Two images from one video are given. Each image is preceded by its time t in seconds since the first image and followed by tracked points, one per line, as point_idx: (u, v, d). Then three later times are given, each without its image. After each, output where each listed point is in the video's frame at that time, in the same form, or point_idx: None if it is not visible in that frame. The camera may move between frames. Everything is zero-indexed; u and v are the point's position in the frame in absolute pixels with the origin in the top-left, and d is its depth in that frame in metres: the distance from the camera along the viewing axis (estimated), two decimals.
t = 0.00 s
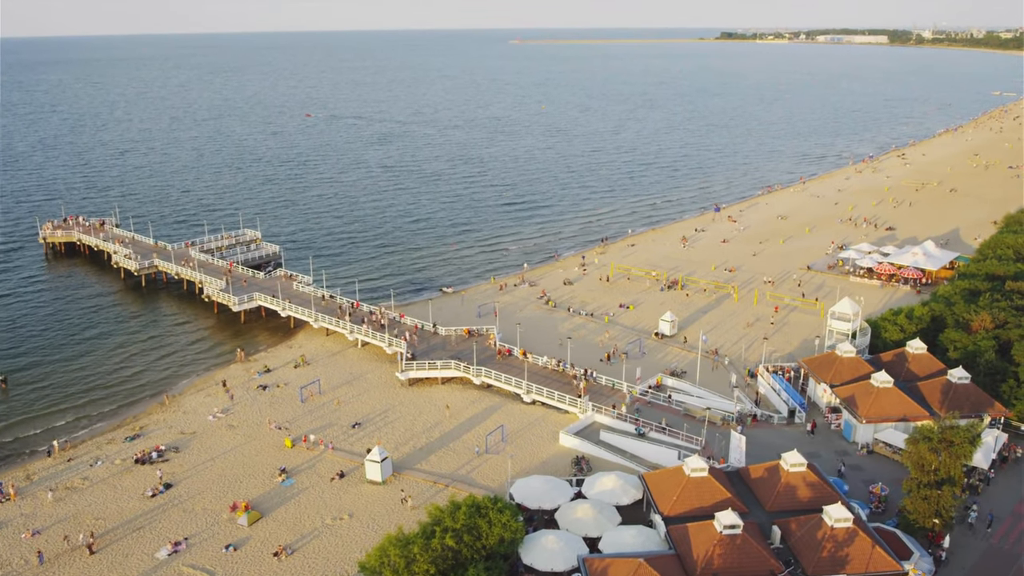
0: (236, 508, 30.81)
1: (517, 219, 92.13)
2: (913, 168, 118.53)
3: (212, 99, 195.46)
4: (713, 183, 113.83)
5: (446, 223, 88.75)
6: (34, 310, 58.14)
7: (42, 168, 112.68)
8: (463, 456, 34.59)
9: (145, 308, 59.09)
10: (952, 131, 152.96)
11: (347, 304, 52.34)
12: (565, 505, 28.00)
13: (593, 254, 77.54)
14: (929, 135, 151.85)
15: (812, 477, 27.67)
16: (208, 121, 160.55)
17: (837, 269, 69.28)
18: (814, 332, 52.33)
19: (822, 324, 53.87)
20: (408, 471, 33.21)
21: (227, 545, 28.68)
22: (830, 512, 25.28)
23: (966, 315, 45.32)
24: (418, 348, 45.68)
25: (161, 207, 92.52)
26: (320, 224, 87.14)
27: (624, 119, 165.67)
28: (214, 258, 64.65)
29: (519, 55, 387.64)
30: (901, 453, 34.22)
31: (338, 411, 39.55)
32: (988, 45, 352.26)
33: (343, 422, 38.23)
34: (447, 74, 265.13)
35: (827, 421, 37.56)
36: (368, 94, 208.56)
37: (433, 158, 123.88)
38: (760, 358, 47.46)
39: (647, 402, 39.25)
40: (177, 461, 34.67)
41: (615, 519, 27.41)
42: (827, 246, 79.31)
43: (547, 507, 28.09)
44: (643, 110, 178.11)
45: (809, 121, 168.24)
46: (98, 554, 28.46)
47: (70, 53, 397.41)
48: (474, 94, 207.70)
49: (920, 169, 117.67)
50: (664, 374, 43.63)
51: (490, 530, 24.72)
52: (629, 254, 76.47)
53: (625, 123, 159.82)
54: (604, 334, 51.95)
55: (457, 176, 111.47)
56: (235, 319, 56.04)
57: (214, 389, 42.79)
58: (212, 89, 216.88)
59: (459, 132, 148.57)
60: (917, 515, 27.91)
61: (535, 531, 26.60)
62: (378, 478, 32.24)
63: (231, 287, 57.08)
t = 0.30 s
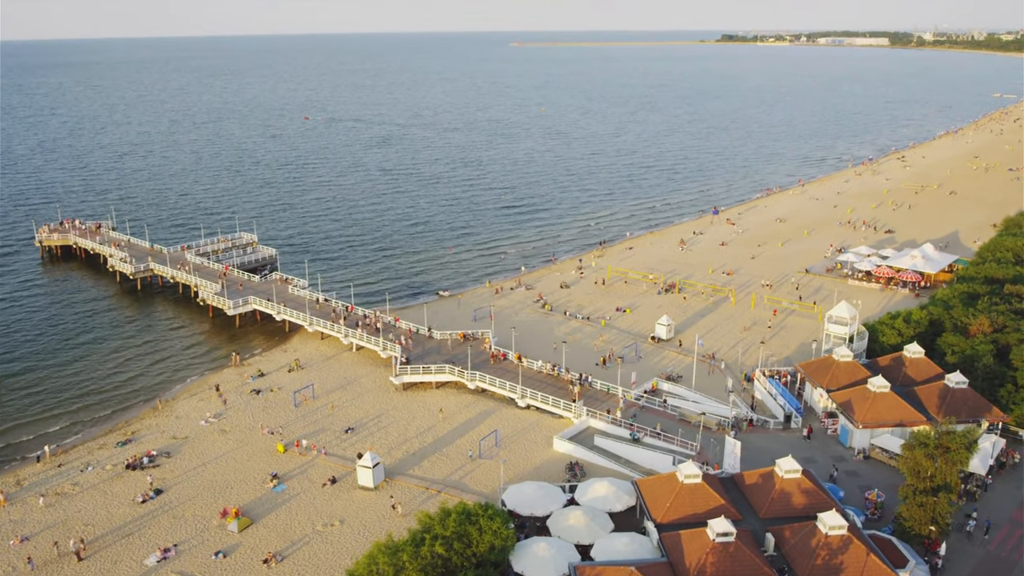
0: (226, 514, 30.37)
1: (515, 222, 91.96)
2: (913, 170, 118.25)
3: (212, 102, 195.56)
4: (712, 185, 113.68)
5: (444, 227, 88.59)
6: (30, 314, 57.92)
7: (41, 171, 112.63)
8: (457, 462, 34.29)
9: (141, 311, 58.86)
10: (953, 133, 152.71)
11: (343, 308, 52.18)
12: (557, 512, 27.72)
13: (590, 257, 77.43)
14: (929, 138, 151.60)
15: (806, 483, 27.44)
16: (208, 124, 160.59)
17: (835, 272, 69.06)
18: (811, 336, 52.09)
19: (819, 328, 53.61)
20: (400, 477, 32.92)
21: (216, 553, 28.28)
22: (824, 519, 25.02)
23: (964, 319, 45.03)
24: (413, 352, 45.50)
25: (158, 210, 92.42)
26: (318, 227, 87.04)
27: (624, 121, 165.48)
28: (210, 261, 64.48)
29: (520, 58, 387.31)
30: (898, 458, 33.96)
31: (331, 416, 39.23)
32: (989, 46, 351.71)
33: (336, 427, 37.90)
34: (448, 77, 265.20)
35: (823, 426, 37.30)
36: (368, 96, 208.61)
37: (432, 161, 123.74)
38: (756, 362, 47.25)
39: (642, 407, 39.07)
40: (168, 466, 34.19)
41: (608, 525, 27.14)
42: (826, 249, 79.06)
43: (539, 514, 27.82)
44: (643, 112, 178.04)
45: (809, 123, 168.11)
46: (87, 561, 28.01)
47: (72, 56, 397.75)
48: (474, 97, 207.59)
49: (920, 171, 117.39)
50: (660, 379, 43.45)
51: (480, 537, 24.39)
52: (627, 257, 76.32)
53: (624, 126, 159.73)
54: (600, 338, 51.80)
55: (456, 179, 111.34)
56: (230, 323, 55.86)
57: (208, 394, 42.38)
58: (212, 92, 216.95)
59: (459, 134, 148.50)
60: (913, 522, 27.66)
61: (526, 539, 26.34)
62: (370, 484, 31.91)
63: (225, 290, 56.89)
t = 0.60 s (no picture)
0: (218, 520, 29.58)
1: (515, 226, 91.82)
2: (915, 174, 117.90)
3: (214, 105, 195.75)
4: (713, 189, 113.43)
5: (445, 230, 88.53)
6: (27, 318, 57.57)
7: (42, 174, 112.60)
8: (452, 469, 33.90)
9: (138, 316, 58.52)
10: (956, 136, 152.41)
11: (339, 312, 52.02)
12: (550, 520, 27.43)
13: (589, 260, 77.31)
14: (932, 141, 151.33)
15: (802, 491, 27.14)
16: (210, 127, 160.81)
17: (835, 276, 68.73)
18: (810, 341, 51.78)
19: (818, 333, 53.34)
20: (394, 483, 32.51)
21: (206, 560, 27.46)
22: (819, 528, 24.72)
23: (964, 324, 44.66)
24: (409, 357, 45.36)
25: (158, 214, 92.34)
26: (317, 231, 87.06)
27: (626, 124, 165.45)
28: (207, 265, 64.38)
29: (523, 61, 387.76)
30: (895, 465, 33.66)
31: (326, 420, 38.87)
32: (993, 49, 351.42)
33: (330, 433, 37.46)
34: (450, 80, 265.66)
35: (821, 432, 36.99)
36: (370, 100, 208.85)
37: (433, 164, 123.72)
38: (754, 367, 46.99)
39: (639, 413, 38.92)
40: (161, 472, 33.22)
41: (601, 534, 26.86)
42: (826, 253, 78.71)
43: (531, 522, 27.53)
44: (644, 116, 177.97)
45: (811, 126, 167.95)
46: (76, 569, 27.00)
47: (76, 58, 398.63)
48: (477, 100, 207.77)
49: (922, 175, 117.02)
50: (657, 384, 43.27)
51: (470, 546, 24.04)
52: (626, 261, 76.15)
53: (626, 129, 159.57)
54: (599, 343, 51.67)
55: (457, 183, 111.29)
56: (227, 327, 55.74)
57: (202, 398, 41.80)
58: (214, 95, 217.30)
59: (460, 138, 148.54)
60: (910, 531, 27.30)
61: (518, 547, 26.05)
62: (363, 491, 31.27)
63: (223, 294, 56.73)
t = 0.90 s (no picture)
0: (213, 525, 28.72)
1: (518, 230, 91.73)
2: (921, 177, 117.33)
3: (220, 107, 196.29)
4: (717, 192, 113.10)
5: (448, 234, 88.45)
6: (28, 320, 57.42)
7: (47, 176, 112.88)
8: (450, 476, 33.59)
9: (140, 319, 58.40)
10: (963, 139, 151.66)
11: (340, 315, 51.98)
12: (545, 526, 27.23)
13: (591, 264, 77.31)
14: (938, 144, 150.66)
15: (800, 499, 26.87)
16: (216, 129, 161.26)
17: (839, 280, 68.34)
18: (811, 346, 51.48)
19: (820, 337, 53.05)
20: (392, 488, 32.18)
21: (201, 566, 26.66)
22: (817, 537, 24.51)
23: (967, 329, 44.22)
24: (408, 361, 45.28)
25: (162, 216, 92.49)
26: (320, 233, 87.14)
27: (631, 127, 165.31)
28: (209, 267, 64.53)
29: (529, 63, 388.21)
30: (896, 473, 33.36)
31: (324, 424, 38.62)
32: (1001, 51, 350.21)
33: (328, 436, 37.09)
34: (456, 82, 265.78)
35: (822, 438, 36.71)
36: (376, 102, 209.13)
37: (437, 167, 123.80)
38: (754, 372, 46.74)
39: (638, 418, 38.77)
40: (158, 476, 32.50)
41: (596, 541, 26.63)
42: (830, 257, 78.35)
43: (527, 529, 27.33)
44: (650, 118, 177.78)
45: (816, 129, 167.46)
46: None
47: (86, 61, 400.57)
48: (482, 102, 207.96)
49: (928, 178, 116.51)
50: (657, 389, 43.07)
51: (465, 553, 23.69)
52: (629, 265, 75.99)
53: (631, 132, 159.35)
54: (600, 347, 51.54)
55: (460, 185, 111.28)
56: (228, 330, 55.71)
57: (200, 402, 41.43)
58: (221, 97, 218.00)
59: (465, 140, 148.58)
60: (910, 539, 27.09)
61: (513, 554, 25.84)
62: (358, 496, 30.69)
63: (223, 297, 56.71)
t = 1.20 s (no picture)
0: (211, 529, 28.34)
1: (525, 233, 91.60)
2: (933, 181, 116.43)
3: (231, 110, 197.18)
4: (726, 195, 112.62)
5: (455, 237, 88.41)
6: (35, 322, 57.53)
7: (59, 178, 113.58)
8: (450, 482, 33.37)
9: (146, 321, 58.49)
10: (976, 143, 150.45)
11: (343, 319, 51.97)
12: (544, 534, 27.01)
13: (597, 267, 77.12)
14: (951, 148, 149.54)
15: (801, 508, 26.57)
16: (226, 131, 161.88)
17: (847, 285, 67.83)
18: (818, 352, 51.07)
19: (826, 343, 52.63)
20: (392, 494, 31.95)
21: (199, 571, 26.21)
22: (817, 548, 24.22)
23: (976, 337, 43.65)
24: (411, 365, 45.23)
25: (170, 219, 92.84)
26: (327, 236, 87.26)
27: (641, 130, 164.90)
28: (215, 270, 64.80)
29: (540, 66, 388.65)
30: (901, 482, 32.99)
31: (325, 428, 38.49)
32: (1018, 54, 347.29)
33: (329, 441, 36.98)
34: (467, 85, 266.07)
35: (826, 446, 36.34)
36: (386, 104, 209.56)
37: (446, 169, 123.84)
38: (759, 378, 46.41)
39: (641, 424, 38.58)
40: (158, 479, 32.24)
41: (595, 549, 26.41)
42: (839, 262, 77.79)
43: (524, 536, 27.11)
44: (659, 121, 177.38)
45: (827, 132, 166.57)
46: None
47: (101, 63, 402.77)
48: (492, 105, 207.92)
49: (939, 182, 115.59)
50: (660, 395, 42.83)
51: (462, 562, 23.39)
52: (635, 269, 75.71)
53: (640, 135, 159.00)
54: (605, 353, 51.34)
55: (468, 188, 111.34)
56: (233, 332, 55.81)
57: (202, 406, 41.38)
58: (232, 99, 218.90)
59: (474, 143, 148.62)
60: (912, 551, 26.77)
61: (510, 562, 25.64)
62: (358, 501, 30.44)
63: (228, 300, 56.84)
